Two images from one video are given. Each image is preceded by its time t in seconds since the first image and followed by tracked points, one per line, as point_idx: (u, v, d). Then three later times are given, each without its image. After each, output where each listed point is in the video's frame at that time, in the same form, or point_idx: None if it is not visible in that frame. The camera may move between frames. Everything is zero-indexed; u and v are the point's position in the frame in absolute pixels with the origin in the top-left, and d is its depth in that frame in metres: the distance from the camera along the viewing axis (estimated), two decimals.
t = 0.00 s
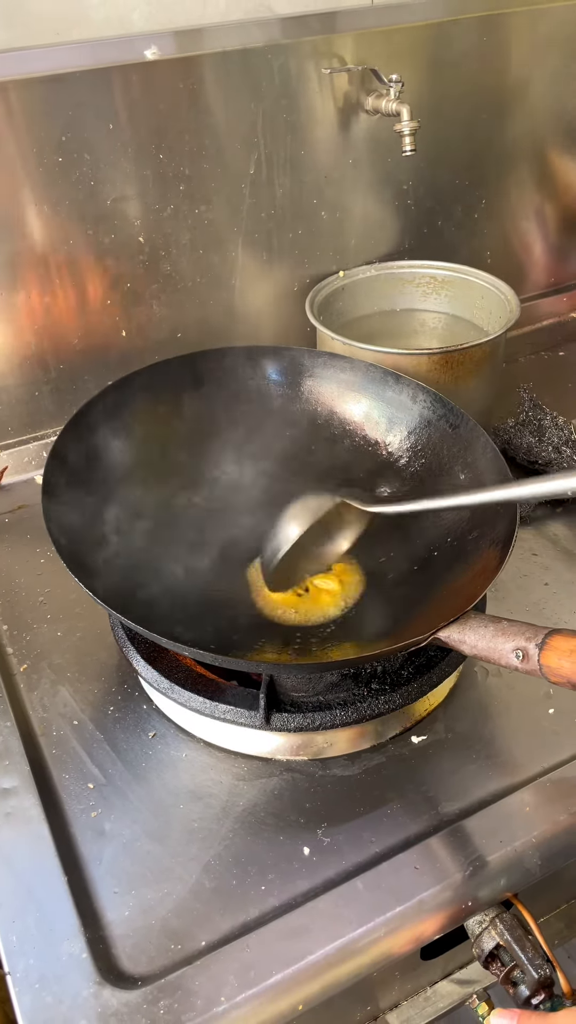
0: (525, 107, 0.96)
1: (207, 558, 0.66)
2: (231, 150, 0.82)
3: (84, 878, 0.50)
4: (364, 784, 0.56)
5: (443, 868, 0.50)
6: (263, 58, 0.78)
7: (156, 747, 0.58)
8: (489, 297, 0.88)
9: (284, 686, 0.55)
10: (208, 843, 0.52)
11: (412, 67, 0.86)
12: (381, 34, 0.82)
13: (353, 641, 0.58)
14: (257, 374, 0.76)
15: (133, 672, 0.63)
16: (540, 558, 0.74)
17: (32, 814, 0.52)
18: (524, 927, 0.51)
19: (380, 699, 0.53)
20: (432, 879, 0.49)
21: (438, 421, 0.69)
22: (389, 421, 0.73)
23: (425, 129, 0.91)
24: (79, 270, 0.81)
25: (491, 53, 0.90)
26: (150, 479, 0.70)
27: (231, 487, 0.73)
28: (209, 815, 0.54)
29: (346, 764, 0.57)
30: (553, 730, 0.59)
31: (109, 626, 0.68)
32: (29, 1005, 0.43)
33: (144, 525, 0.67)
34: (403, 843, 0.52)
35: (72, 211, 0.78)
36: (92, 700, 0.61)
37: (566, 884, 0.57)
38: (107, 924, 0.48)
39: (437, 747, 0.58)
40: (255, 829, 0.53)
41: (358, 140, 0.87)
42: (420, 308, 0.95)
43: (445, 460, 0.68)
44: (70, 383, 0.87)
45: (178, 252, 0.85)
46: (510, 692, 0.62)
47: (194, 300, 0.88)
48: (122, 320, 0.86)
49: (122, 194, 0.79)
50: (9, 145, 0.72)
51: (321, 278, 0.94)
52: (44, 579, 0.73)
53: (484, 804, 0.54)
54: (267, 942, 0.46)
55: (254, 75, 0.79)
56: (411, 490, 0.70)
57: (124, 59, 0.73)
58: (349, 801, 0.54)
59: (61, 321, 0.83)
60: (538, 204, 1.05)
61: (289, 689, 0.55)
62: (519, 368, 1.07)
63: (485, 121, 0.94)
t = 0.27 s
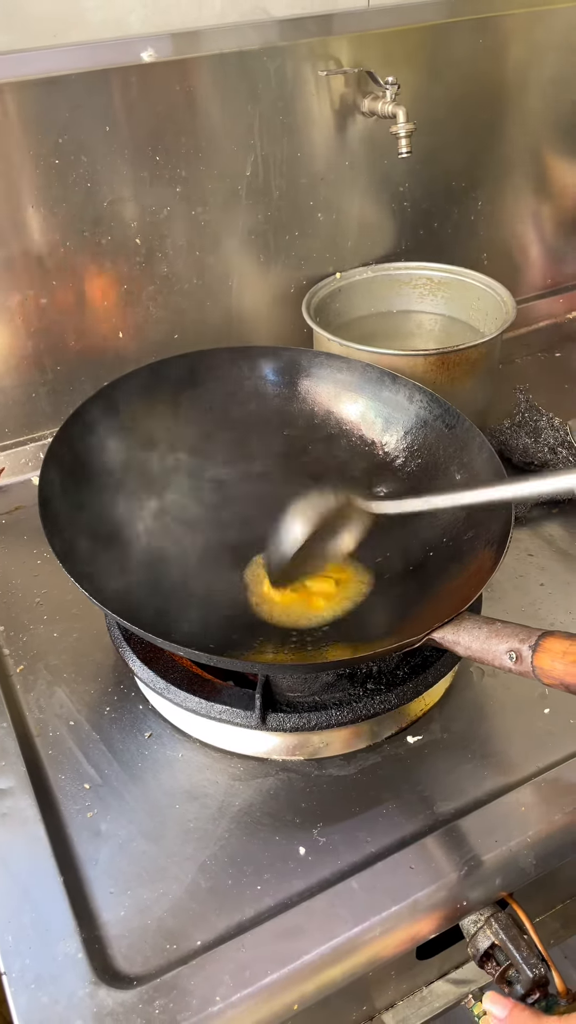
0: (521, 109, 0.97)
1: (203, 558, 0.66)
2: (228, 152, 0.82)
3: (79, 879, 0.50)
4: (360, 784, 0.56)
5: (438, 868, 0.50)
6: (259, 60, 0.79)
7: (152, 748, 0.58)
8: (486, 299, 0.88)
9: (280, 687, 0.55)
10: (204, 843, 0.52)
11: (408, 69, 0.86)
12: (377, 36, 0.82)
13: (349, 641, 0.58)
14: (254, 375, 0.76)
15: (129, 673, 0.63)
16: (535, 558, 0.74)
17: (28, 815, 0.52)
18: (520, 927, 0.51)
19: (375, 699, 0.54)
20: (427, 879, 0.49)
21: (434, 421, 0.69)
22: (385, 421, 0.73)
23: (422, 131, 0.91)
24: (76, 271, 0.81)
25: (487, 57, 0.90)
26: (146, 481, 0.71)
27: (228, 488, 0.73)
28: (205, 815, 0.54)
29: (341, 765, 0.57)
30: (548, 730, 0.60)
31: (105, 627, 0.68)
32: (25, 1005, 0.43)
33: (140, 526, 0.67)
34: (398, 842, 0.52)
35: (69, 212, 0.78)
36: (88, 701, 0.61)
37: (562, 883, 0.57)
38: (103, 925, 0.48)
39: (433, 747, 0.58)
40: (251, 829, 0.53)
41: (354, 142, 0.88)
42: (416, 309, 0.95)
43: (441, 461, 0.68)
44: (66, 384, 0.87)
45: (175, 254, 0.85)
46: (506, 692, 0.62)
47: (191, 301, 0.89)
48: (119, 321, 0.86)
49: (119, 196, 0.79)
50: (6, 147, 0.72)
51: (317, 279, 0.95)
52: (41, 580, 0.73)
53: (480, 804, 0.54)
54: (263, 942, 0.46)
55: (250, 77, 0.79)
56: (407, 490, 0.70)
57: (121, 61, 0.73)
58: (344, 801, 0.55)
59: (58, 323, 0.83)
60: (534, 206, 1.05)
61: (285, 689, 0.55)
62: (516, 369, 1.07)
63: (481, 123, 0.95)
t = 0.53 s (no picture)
0: (519, 110, 0.97)
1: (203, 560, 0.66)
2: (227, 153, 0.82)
3: (79, 880, 0.50)
4: (359, 786, 0.56)
5: (437, 869, 0.50)
6: (258, 62, 0.79)
7: (151, 749, 0.58)
8: (484, 300, 0.88)
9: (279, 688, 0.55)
10: (203, 844, 0.52)
11: (406, 70, 0.86)
12: (376, 37, 0.82)
13: (348, 642, 0.58)
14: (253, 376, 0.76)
15: (128, 674, 0.63)
16: (534, 559, 0.74)
17: (27, 816, 0.52)
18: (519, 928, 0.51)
19: (374, 701, 0.54)
20: (426, 880, 0.49)
21: (433, 422, 0.69)
22: (384, 422, 0.73)
23: (420, 132, 0.91)
24: (75, 273, 0.81)
25: (485, 59, 0.90)
26: (145, 482, 0.71)
27: (227, 490, 0.73)
28: (204, 817, 0.54)
29: (341, 766, 0.57)
30: (547, 730, 0.60)
31: (104, 628, 0.68)
32: (24, 1007, 0.43)
33: (140, 527, 0.67)
34: (397, 844, 0.52)
35: (68, 213, 0.78)
36: (88, 702, 0.61)
37: (561, 884, 0.58)
38: (102, 926, 0.48)
39: (432, 748, 0.58)
40: (250, 830, 0.53)
41: (353, 143, 0.88)
42: (415, 310, 0.95)
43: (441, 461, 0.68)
44: (66, 385, 0.87)
45: (174, 255, 0.85)
46: (505, 692, 0.62)
47: (190, 302, 0.89)
48: (118, 322, 0.86)
49: (117, 198, 0.79)
50: (5, 148, 0.72)
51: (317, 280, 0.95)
52: (40, 581, 0.73)
53: (479, 804, 0.55)
54: (262, 943, 0.46)
55: (250, 78, 0.79)
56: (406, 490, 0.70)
57: (120, 63, 0.73)
58: (344, 802, 0.55)
59: (57, 324, 0.83)
60: (533, 207, 1.05)
61: (284, 691, 0.55)
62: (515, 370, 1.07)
63: (480, 124, 0.95)
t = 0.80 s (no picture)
0: (519, 110, 0.96)
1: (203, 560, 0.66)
2: (227, 153, 0.82)
3: (79, 882, 0.50)
4: (360, 787, 0.56)
5: (437, 871, 0.50)
6: (258, 62, 0.78)
7: (151, 750, 0.58)
8: (484, 300, 0.88)
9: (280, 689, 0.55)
10: (203, 845, 0.52)
11: (406, 70, 0.86)
12: (376, 37, 0.82)
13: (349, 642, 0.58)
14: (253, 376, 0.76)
15: (128, 675, 0.63)
16: (535, 559, 0.74)
17: (27, 817, 0.52)
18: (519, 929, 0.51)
19: (375, 702, 0.53)
20: (426, 881, 0.49)
21: (434, 422, 0.69)
22: (385, 421, 0.73)
23: (420, 132, 0.91)
24: (75, 273, 0.81)
25: (485, 59, 0.90)
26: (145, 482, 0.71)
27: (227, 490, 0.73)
28: (205, 817, 0.54)
29: (341, 766, 0.57)
30: (547, 731, 0.60)
31: (104, 629, 0.68)
32: (24, 1009, 0.43)
33: (139, 528, 0.67)
34: (398, 845, 0.52)
35: (68, 214, 0.78)
36: (88, 703, 0.61)
37: (562, 885, 0.57)
38: (102, 927, 0.48)
39: (432, 749, 0.58)
40: (251, 831, 0.53)
41: (353, 143, 0.88)
42: (415, 310, 0.95)
43: (441, 460, 0.68)
44: (65, 386, 0.87)
45: (174, 255, 0.85)
46: (505, 693, 0.62)
47: (190, 302, 0.89)
48: (118, 322, 0.86)
49: (117, 198, 0.79)
50: (5, 148, 0.72)
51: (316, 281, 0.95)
52: (40, 582, 0.73)
53: (479, 805, 0.54)
54: (263, 945, 0.46)
55: (249, 79, 0.79)
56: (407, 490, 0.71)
57: (121, 64, 0.73)
58: (344, 803, 0.55)
59: (56, 324, 0.83)
60: (533, 207, 1.05)
61: (285, 692, 0.55)
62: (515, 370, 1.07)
63: (480, 124, 0.94)
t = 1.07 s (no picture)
0: (519, 111, 0.96)
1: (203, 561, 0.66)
2: (227, 153, 0.82)
3: (80, 883, 0.50)
4: (360, 788, 0.56)
5: (438, 872, 0.49)
6: (258, 62, 0.78)
7: (152, 751, 0.58)
8: (484, 300, 0.88)
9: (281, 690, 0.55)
10: (204, 846, 0.52)
11: (406, 70, 0.86)
12: (376, 38, 0.82)
13: (349, 643, 0.58)
14: (253, 377, 0.76)
15: (128, 676, 0.63)
16: (535, 560, 0.74)
17: (27, 818, 0.52)
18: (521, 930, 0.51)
19: (376, 702, 0.53)
20: (427, 882, 0.49)
21: (434, 422, 0.69)
22: (385, 422, 0.73)
23: (420, 132, 0.91)
24: (75, 273, 0.81)
25: (485, 59, 0.90)
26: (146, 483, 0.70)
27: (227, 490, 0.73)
28: (205, 818, 0.54)
29: (342, 767, 0.57)
30: (548, 731, 0.60)
31: (105, 630, 0.68)
32: (24, 1010, 0.43)
33: (140, 529, 0.67)
34: (399, 846, 0.52)
35: (68, 214, 0.78)
36: (88, 704, 0.61)
37: (563, 886, 0.57)
38: (103, 929, 0.48)
39: (433, 750, 0.58)
40: (252, 832, 0.53)
41: (353, 143, 0.88)
42: (415, 311, 0.95)
43: (442, 461, 0.68)
44: (65, 386, 0.87)
45: (174, 255, 0.85)
46: (505, 693, 0.62)
47: (190, 303, 0.89)
48: (117, 322, 0.86)
49: (117, 198, 0.79)
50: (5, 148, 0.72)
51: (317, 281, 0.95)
52: (40, 583, 0.73)
53: (480, 806, 0.54)
54: (264, 946, 0.46)
55: (250, 79, 0.79)
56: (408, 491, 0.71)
57: (121, 63, 0.73)
58: (345, 804, 0.54)
59: (56, 324, 0.83)
60: (533, 207, 1.05)
61: (285, 692, 0.55)
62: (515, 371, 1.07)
63: (480, 124, 0.94)
